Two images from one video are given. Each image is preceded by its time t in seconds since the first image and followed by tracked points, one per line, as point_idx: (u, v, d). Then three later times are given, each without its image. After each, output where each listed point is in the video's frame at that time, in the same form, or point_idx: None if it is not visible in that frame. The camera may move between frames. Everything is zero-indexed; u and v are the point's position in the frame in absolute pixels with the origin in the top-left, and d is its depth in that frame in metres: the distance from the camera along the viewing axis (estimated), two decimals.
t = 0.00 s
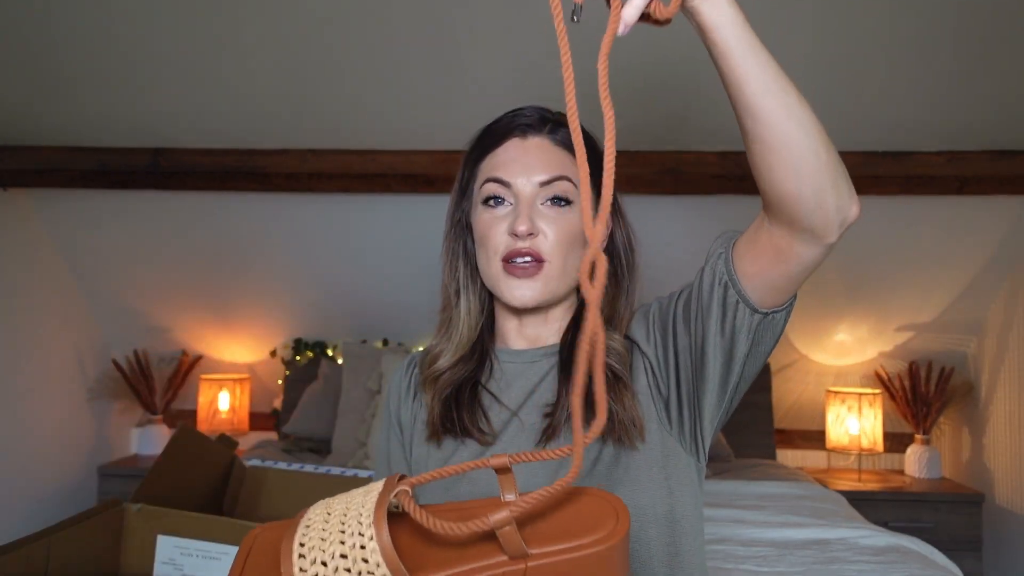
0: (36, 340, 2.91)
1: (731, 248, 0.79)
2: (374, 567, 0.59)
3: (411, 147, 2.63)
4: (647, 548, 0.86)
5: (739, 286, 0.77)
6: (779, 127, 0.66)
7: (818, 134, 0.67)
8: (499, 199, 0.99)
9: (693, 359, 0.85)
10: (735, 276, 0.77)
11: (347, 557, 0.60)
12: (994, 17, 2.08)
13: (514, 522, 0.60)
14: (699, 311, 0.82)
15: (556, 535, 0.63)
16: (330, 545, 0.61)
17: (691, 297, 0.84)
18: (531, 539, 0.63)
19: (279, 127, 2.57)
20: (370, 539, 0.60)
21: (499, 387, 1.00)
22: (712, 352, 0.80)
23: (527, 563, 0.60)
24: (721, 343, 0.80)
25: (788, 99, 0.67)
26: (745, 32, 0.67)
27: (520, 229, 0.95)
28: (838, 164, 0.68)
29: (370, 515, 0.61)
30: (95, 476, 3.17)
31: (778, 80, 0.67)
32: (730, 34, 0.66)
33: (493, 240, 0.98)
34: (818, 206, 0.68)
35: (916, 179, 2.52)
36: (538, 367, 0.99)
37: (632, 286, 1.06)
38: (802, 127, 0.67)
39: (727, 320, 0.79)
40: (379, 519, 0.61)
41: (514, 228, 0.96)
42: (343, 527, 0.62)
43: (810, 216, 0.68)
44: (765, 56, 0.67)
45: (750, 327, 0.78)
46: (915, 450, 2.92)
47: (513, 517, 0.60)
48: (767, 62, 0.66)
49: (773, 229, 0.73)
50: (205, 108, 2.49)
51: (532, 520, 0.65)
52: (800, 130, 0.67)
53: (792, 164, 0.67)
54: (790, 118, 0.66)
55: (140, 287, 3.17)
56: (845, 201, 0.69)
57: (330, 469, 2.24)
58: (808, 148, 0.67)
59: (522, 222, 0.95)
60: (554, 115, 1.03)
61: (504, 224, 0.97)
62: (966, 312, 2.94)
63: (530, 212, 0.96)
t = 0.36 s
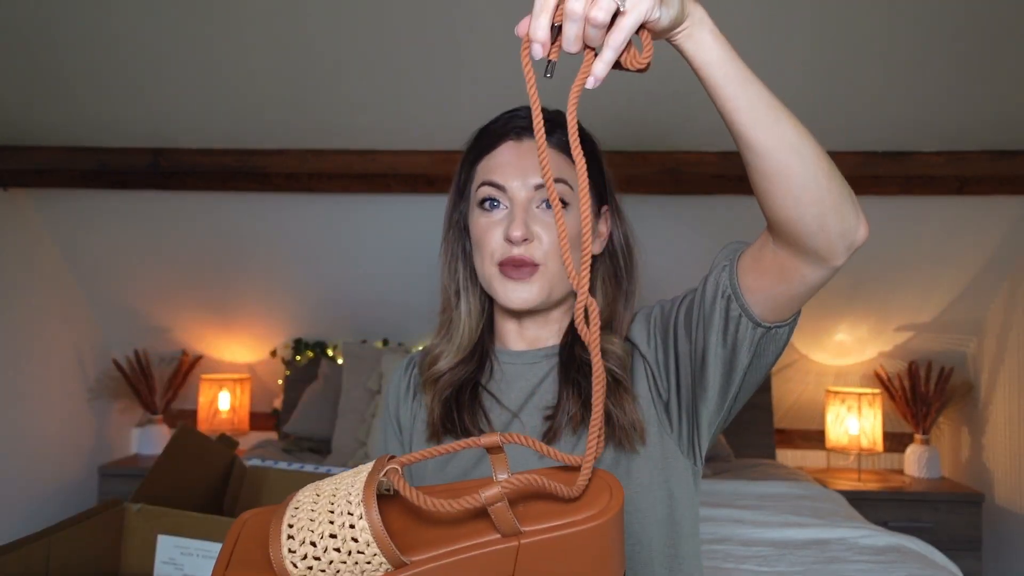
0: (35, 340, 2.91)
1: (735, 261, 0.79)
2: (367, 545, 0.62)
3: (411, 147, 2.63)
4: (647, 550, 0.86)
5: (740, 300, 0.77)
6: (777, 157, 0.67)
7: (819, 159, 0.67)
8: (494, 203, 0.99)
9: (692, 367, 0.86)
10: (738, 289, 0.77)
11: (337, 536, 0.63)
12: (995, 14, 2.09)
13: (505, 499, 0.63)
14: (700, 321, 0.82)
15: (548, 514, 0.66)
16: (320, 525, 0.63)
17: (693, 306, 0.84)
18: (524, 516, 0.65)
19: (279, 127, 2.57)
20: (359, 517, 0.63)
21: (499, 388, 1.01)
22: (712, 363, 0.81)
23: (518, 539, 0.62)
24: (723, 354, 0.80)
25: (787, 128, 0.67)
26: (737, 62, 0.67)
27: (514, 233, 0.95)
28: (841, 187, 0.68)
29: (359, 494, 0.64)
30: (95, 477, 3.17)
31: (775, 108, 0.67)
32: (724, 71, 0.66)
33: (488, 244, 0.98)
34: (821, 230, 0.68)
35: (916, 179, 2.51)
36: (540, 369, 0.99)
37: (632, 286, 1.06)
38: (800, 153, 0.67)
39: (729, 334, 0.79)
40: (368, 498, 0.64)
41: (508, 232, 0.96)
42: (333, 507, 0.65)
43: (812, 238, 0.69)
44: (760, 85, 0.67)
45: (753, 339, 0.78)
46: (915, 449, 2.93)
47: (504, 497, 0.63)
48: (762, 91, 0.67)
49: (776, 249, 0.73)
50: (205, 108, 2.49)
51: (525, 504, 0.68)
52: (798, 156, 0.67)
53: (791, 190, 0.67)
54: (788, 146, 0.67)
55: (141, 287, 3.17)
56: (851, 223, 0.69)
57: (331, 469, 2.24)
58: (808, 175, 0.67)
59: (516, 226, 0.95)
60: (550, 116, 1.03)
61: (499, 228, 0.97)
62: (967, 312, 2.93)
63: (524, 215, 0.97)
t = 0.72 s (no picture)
0: (35, 341, 2.90)
1: (737, 265, 0.79)
2: (372, 548, 0.62)
3: (411, 146, 2.63)
4: (648, 551, 0.86)
5: (741, 301, 0.77)
6: (772, 164, 0.67)
7: (814, 164, 0.67)
8: (491, 203, 1.00)
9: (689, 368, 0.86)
10: (739, 292, 0.77)
11: (342, 539, 0.62)
12: (994, 14, 2.08)
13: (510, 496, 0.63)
14: (701, 324, 0.82)
15: (553, 510, 0.66)
16: (325, 531, 0.63)
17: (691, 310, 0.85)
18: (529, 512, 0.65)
19: (279, 127, 2.57)
20: (363, 521, 0.63)
21: (500, 390, 1.01)
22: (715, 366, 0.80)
23: (524, 535, 0.62)
24: (724, 357, 0.80)
25: (779, 136, 0.67)
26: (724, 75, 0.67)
27: (511, 232, 0.95)
28: (840, 190, 0.68)
29: (362, 497, 0.64)
30: (95, 477, 3.17)
31: (766, 119, 0.67)
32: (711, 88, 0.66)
33: (486, 243, 0.98)
34: (822, 234, 0.68)
35: (916, 179, 2.51)
36: (541, 370, 0.99)
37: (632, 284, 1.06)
38: (796, 160, 0.67)
39: (730, 338, 0.79)
40: (372, 500, 0.64)
41: (506, 231, 0.96)
42: (337, 511, 0.64)
43: (814, 245, 0.68)
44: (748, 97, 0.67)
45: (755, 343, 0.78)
46: (915, 449, 2.93)
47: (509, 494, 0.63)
48: (752, 102, 0.67)
49: (779, 254, 0.73)
50: (205, 109, 2.49)
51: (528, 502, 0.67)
52: (792, 163, 0.67)
53: (788, 196, 0.67)
54: (782, 153, 0.67)
55: (141, 287, 3.17)
56: (853, 225, 0.69)
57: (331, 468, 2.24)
58: (804, 180, 0.67)
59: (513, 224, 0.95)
60: (547, 115, 1.04)
61: (496, 227, 0.98)
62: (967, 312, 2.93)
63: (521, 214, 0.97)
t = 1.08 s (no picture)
0: (34, 341, 2.90)
1: (760, 311, 0.77)
2: (371, 545, 0.62)
3: (410, 146, 2.63)
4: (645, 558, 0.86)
5: (752, 344, 0.76)
6: (782, 255, 0.65)
7: (828, 256, 0.65)
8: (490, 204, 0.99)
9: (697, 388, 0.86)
10: (751, 339, 0.76)
11: (341, 537, 0.63)
12: (994, 15, 2.01)
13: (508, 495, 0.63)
14: (715, 356, 0.81)
15: (552, 507, 0.66)
16: (325, 528, 0.64)
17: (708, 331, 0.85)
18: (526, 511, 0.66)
19: (278, 127, 2.57)
20: (362, 518, 0.63)
21: (498, 392, 1.01)
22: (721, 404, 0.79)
23: (522, 534, 0.62)
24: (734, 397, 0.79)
25: (790, 227, 0.65)
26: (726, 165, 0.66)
27: (512, 232, 0.95)
28: (859, 281, 0.65)
29: (361, 495, 0.64)
30: (95, 476, 3.18)
31: (773, 209, 0.65)
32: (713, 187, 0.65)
33: (486, 244, 0.98)
34: (839, 324, 0.66)
35: (917, 179, 2.52)
36: (540, 371, 0.99)
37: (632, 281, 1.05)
38: (805, 251, 0.65)
39: (736, 386, 0.78)
40: (371, 498, 0.64)
41: (506, 232, 0.95)
42: (337, 508, 0.65)
43: (831, 329, 0.66)
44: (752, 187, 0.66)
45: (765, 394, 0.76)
46: (915, 449, 2.93)
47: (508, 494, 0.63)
48: (754, 188, 0.66)
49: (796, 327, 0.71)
50: (204, 109, 2.49)
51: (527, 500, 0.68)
52: (803, 254, 0.65)
53: (801, 288, 0.66)
54: (792, 246, 0.65)
55: (141, 287, 3.18)
56: (876, 316, 0.65)
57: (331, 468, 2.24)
58: (817, 273, 0.65)
59: (514, 223, 0.95)
60: (544, 114, 1.03)
61: (496, 227, 0.97)
62: (965, 313, 2.96)
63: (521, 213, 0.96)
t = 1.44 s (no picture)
0: (33, 341, 2.89)
1: (796, 384, 0.76)
2: (389, 531, 0.62)
3: (411, 147, 2.63)
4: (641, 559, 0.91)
5: (779, 411, 0.76)
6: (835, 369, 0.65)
7: (878, 380, 0.64)
8: (495, 209, 0.99)
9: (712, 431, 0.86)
10: (778, 407, 0.76)
11: (359, 522, 0.62)
12: (994, 15, 2.01)
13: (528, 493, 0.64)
14: (740, 407, 0.81)
15: (565, 509, 0.66)
16: (343, 513, 0.63)
17: (736, 375, 0.84)
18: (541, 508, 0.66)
19: (279, 128, 2.57)
20: (382, 504, 0.63)
21: (503, 391, 1.01)
22: (737, 454, 0.80)
23: (537, 531, 0.63)
24: (746, 451, 0.80)
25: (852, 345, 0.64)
26: (813, 264, 0.66)
27: (517, 237, 0.95)
28: (903, 414, 0.65)
29: (382, 482, 0.65)
30: (95, 476, 3.18)
31: (843, 323, 0.65)
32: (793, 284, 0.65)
33: (493, 249, 0.99)
34: (866, 443, 0.66)
35: (916, 178, 2.51)
36: (548, 371, 1.00)
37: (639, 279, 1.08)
38: (855, 361, 0.64)
39: (749, 446, 0.79)
40: (392, 486, 0.64)
41: (511, 237, 0.96)
42: (356, 494, 0.65)
43: (856, 440, 0.66)
44: (833, 293, 0.65)
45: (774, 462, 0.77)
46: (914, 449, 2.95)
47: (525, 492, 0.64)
48: (821, 288, 0.65)
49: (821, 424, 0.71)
50: (204, 109, 2.48)
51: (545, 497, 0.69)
52: (858, 376, 0.64)
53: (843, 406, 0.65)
54: (848, 365, 0.64)
55: (142, 287, 3.18)
56: (905, 448, 0.66)
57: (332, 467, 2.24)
58: (864, 398, 0.64)
59: (520, 230, 0.95)
60: (545, 113, 1.03)
61: (502, 233, 0.98)
62: (963, 314, 2.98)
63: (527, 219, 0.96)
